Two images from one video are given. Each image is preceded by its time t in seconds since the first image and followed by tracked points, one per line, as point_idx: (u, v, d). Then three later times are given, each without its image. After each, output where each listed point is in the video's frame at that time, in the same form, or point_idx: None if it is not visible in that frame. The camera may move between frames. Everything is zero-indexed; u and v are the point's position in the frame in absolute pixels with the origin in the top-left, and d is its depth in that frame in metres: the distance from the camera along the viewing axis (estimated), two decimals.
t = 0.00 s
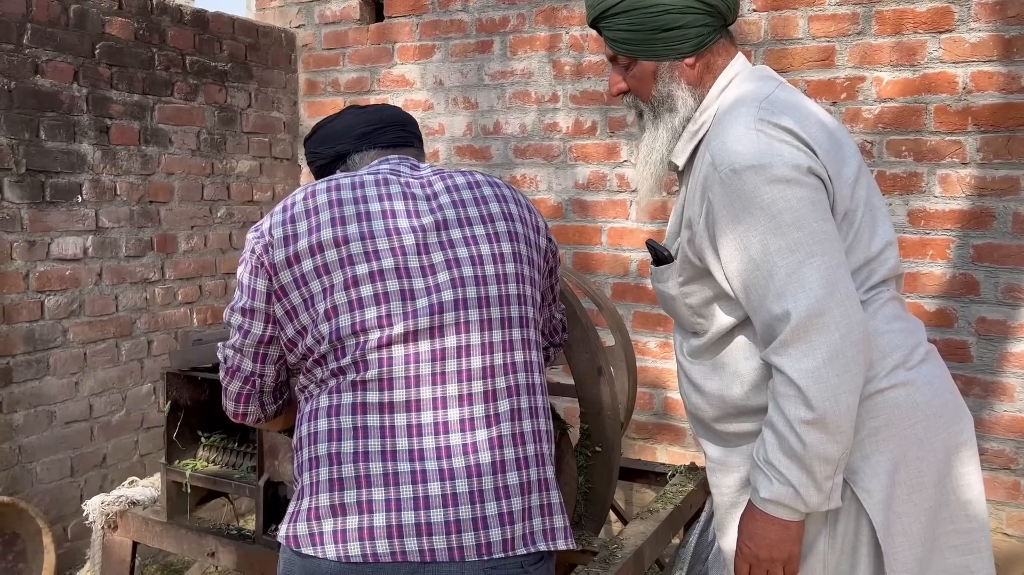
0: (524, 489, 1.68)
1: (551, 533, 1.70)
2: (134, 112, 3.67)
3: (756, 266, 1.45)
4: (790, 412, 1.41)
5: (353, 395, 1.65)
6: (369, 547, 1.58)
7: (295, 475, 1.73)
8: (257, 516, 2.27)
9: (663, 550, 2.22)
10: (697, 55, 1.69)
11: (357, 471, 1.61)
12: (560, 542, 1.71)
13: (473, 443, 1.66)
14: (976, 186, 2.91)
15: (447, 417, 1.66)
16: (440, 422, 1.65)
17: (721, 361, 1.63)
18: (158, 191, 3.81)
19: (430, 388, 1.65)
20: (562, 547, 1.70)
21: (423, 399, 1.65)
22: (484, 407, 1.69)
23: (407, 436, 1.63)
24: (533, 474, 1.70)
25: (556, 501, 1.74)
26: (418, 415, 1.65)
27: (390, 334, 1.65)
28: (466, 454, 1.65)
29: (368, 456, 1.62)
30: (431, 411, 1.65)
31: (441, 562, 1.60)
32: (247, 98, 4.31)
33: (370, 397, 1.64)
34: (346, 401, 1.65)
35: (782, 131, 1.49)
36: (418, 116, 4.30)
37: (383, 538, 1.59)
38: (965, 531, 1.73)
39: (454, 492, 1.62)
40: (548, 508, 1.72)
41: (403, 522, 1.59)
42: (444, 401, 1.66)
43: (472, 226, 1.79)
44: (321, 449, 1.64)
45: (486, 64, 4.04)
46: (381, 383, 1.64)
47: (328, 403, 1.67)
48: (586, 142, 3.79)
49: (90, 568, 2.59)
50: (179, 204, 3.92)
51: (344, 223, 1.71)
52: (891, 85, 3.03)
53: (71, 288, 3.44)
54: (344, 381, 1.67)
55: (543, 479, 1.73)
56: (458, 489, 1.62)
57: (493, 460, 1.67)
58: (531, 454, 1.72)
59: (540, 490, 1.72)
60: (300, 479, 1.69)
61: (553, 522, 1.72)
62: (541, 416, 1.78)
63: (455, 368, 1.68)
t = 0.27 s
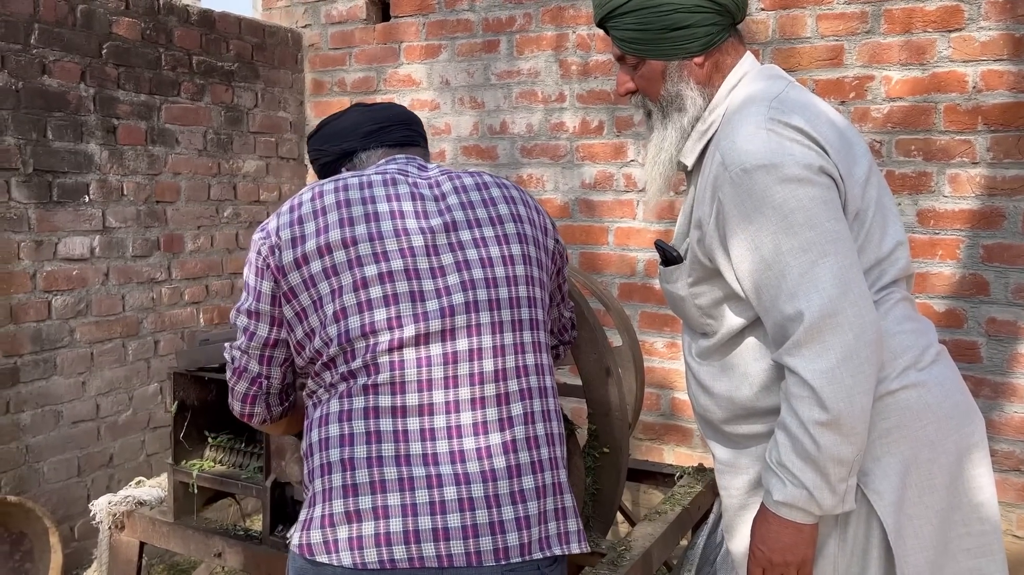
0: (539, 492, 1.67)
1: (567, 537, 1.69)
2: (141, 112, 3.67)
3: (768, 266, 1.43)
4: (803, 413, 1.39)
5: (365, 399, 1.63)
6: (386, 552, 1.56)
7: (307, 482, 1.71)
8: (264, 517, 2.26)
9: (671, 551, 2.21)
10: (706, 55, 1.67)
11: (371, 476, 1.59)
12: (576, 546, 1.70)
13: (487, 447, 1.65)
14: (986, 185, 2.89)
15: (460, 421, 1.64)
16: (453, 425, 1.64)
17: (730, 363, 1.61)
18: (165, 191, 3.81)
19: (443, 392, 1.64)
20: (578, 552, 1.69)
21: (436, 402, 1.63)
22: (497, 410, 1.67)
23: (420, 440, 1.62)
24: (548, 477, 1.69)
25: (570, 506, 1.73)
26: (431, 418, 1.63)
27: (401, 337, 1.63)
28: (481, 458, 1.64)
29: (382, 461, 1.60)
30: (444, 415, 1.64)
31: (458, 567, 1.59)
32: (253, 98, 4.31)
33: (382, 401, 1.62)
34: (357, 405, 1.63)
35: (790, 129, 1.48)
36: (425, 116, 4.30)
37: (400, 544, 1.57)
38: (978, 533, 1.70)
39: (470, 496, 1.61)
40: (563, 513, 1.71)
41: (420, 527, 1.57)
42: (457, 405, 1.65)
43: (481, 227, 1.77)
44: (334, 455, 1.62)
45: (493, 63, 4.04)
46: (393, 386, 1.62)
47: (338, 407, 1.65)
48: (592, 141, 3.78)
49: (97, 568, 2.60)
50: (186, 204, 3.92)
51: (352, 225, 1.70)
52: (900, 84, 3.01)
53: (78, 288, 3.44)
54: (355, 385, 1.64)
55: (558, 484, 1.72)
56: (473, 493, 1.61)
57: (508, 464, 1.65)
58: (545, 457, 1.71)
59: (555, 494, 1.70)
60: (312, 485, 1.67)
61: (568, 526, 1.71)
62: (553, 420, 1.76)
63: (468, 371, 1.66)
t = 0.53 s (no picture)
0: (548, 495, 1.67)
1: (575, 539, 1.69)
2: (152, 113, 3.69)
3: (780, 267, 1.42)
4: (816, 416, 1.37)
5: (371, 403, 1.62)
6: (396, 557, 1.56)
7: (314, 485, 1.70)
8: (274, 517, 2.26)
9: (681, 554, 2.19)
10: (716, 55, 1.66)
11: (379, 480, 1.58)
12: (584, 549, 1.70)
13: (495, 449, 1.64)
14: (999, 186, 2.86)
15: (467, 423, 1.63)
16: (461, 428, 1.63)
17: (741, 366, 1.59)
18: (176, 192, 3.82)
19: (450, 395, 1.63)
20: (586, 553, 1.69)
21: (443, 405, 1.62)
22: (504, 412, 1.67)
23: (428, 443, 1.61)
24: (556, 479, 1.69)
25: (578, 507, 1.73)
26: (438, 421, 1.62)
27: (407, 339, 1.62)
28: (489, 461, 1.63)
29: (391, 465, 1.59)
30: (452, 418, 1.63)
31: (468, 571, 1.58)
32: (264, 99, 4.32)
33: (389, 404, 1.61)
34: (364, 409, 1.62)
35: (801, 130, 1.47)
36: (434, 117, 4.30)
37: (410, 549, 1.57)
38: (991, 537, 1.68)
39: (479, 499, 1.60)
40: (571, 514, 1.71)
41: (429, 531, 1.57)
42: (464, 408, 1.64)
43: (486, 228, 1.76)
44: (341, 459, 1.61)
45: (502, 64, 4.03)
46: (400, 389, 1.61)
47: (345, 411, 1.64)
48: (602, 142, 3.77)
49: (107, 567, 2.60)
50: (196, 204, 3.94)
51: (356, 227, 1.68)
52: (912, 84, 2.98)
53: (89, 288, 3.45)
54: (362, 389, 1.63)
55: (565, 485, 1.72)
56: (483, 496, 1.60)
57: (516, 466, 1.65)
58: (552, 459, 1.70)
59: (563, 496, 1.70)
60: (320, 490, 1.66)
61: (575, 528, 1.70)
62: (560, 421, 1.76)
63: (475, 373, 1.65)
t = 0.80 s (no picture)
0: (556, 499, 1.65)
1: (583, 544, 1.67)
2: (167, 115, 3.71)
3: (795, 271, 1.40)
4: (829, 422, 1.35)
5: (378, 407, 1.59)
6: (403, 562, 1.54)
7: (321, 490, 1.68)
8: (285, 519, 2.26)
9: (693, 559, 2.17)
10: (730, 58, 1.64)
11: (386, 486, 1.56)
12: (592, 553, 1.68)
13: (502, 454, 1.61)
14: (1018, 188, 2.82)
15: (474, 428, 1.61)
16: (468, 433, 1.60)
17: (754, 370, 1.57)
18: (190, 194, 3.84)
19: (457, 399, 1.60)
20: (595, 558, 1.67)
21: (449, 410, 1.60)
22: (511, 416, 1.64)
23: (435, 448, 1.58)
24: (564, 483, 1.67)
25: (586, 511, 1.71)
26: (445, 426, 1.60)
27: (414, 343, 1.59)
28: (496, 466, 1.61)
29: (397, 470, 1.57)
30: (458, 422, 1.60)
31: None
32: (278, 101, 4.34)
33: (396, 408, 1.59)
34: (370, 414, 1.60)
35: (816, 132, 1.45)
36: (447, 119, 4.30)
37: (417, 554, 1.54)
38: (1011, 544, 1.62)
39: (487, 505, 1.58)
40: (579, 519, 1.69)
41: (436, 536, 1.55)
42: (471, 412, 1.61)
43: (492, 230, 1.72)
44: (347, 464, 1.59)
45: (516, 66, 4.03)
46: (407, 394, 1.59)
47: (351, 416, 1.62)
48: (615, 143, 3.76)
49: (121, 567, 2.62)
50: (210, 206, 3.96)
51: (361, 229, 1.65)
52: (929, 85, 2.95)
53: (105, 289, 3.47)
54: (368, 393, 1.61)
55: (573, 490, 1.69)
56: (490, 501, 1.58)
57: (524, 471, 1.62)
58: (560, 464, 1.68)
59: (571, 500, 1.68)
60: (326, 494, 1.64)
61: (583, 533, 1.68)
62: (568, 425, 1.73)
63: (481, 378, 1.62)
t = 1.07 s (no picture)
0: (565, 503, 1.63)
1: (592, 548, 1.66)
2: (184, 118, 3.74)
3: (816, 274, 1.33)
4: (852, 428, 1.29)
5: (387, 409, 1.59)
6: (411, 565, 1.53)
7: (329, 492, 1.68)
8: (295, 520, 2.26)
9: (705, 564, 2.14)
10: (746, 58, 1.62)
11: (394, 488, 1.56)
12: (601, 558, 1.67)
13: (511, 457, 1.60)
14: None
15: (483, 431, 1.60)
16: (477, 435, 1.60)
17: (770, 375, 1.53)
18: (207, 197, 3.87)
19: (466, 401, 1.60)
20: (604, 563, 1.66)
21: (458, 412, 1.59)
22: (520, 419, 1.63)
23: (443, 451, 1.58)
24: (574, 487, 1.66)
25: (595, 516, 1.70)
26: (454, 428, 1.59)
27: (423, 345, 1.59)
28: (505, 469, 1.60)
29: (406, 472, 1.56)
30: (467, 424, 1.60)
31: None
32: (294, 104, 4.36)
33: (405, 410, 1.58)
34: (379, 416, 1.59)
35: (836, 133, 1.38)
36: (462, 121, 4.30)
37: (425, 557, 1.53)
38: None
39: (495, 507, 1.57)
40: (588, 523, 1.68)
41: (444, 539, 1.54)
42: (480, 414, 1.60)
43: (502, 232, 1.71)
44: (356, 466, 1.58)
45: (530, 68, 4.02)
46: (416, 396, 1.58)
47: (360, 418, 1.62)
48: (630, 145, 3.74)
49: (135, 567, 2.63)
50: (227, 209, 3.98)
51: (371, 231, 1.65)
52: (948, 85, 2.91)
53: (122, 291, 3.50)
54: (377, 395, 1.61)
55: (582, 494, 1.68)
56: (498, 504, 1.57)
57: (533, 474, 1.61)
58: (570, 467, 1.66)
59: (580, 504, 1.67)
60: (334, 496, 1.63)
61: (592, 537, 1.67)
62: (578, 428, 1.72)
63: (490, 381, 1.61)
